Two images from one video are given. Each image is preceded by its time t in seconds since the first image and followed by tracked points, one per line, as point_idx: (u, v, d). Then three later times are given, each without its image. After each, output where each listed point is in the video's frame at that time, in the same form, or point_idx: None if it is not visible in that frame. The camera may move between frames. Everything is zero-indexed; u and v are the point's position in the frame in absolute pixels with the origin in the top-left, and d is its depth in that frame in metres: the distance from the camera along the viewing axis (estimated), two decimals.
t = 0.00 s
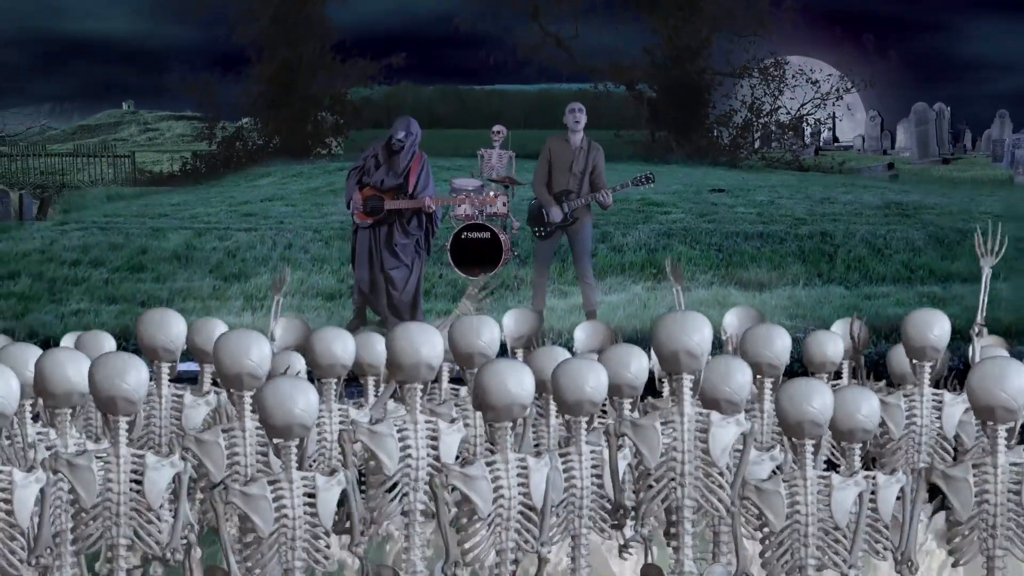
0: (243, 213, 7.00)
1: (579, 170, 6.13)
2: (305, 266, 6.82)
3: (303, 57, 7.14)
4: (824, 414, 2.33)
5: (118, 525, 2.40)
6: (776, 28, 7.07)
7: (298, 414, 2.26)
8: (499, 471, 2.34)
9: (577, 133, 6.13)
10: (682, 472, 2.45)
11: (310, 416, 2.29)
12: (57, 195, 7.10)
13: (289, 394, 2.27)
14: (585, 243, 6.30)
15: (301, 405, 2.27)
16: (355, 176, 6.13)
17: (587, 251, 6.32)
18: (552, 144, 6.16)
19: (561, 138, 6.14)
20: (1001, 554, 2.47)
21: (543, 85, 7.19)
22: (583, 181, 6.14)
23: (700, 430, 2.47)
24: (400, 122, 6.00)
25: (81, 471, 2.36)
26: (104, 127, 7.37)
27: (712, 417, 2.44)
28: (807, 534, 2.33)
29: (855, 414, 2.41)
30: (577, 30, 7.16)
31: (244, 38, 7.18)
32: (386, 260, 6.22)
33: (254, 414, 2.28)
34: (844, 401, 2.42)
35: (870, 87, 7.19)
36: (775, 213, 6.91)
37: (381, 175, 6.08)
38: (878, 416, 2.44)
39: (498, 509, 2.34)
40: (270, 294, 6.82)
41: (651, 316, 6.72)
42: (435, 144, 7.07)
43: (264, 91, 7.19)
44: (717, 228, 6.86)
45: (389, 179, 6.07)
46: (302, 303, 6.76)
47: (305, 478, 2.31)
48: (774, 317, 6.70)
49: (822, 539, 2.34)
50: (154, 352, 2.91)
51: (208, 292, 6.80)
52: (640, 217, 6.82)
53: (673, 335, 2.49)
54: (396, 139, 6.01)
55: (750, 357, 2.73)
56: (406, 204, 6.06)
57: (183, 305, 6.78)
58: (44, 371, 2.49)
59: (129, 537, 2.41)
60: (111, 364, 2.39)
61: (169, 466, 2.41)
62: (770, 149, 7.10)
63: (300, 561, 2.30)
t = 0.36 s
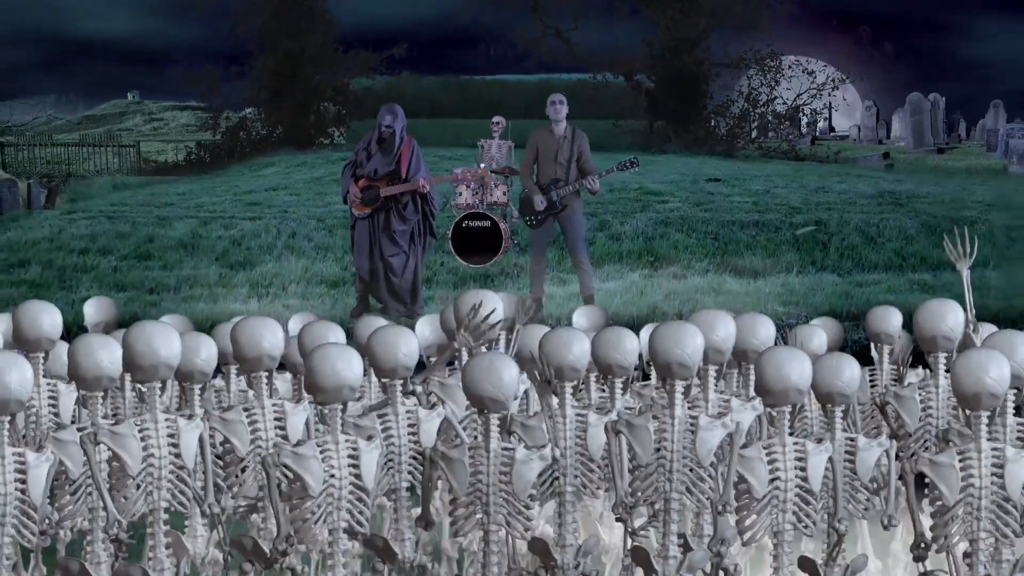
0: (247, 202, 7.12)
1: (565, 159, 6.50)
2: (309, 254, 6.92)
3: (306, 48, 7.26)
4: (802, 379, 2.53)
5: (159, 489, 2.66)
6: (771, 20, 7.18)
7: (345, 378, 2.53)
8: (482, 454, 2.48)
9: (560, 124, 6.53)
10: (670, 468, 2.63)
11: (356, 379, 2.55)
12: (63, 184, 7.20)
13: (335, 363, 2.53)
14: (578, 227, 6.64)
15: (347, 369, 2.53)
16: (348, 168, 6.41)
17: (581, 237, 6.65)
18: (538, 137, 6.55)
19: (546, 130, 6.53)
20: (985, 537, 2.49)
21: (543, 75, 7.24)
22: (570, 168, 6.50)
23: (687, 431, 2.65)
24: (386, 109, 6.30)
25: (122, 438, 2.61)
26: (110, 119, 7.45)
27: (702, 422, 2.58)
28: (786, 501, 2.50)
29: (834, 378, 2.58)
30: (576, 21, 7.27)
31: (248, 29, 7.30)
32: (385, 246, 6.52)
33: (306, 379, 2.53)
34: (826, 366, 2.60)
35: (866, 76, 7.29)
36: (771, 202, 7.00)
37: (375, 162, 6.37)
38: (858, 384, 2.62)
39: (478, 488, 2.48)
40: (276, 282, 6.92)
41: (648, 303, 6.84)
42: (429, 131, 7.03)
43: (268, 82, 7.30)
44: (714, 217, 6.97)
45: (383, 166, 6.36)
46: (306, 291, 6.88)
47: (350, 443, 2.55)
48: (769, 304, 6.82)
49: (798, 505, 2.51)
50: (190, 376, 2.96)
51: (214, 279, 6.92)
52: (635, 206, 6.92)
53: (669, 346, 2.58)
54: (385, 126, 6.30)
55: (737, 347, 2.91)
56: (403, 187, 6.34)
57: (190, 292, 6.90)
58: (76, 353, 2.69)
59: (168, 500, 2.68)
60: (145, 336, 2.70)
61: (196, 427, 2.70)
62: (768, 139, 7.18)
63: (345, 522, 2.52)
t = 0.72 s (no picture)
0: (252, 190, 7.23)
1: (570, 149, 6.62)
2: (313, 242, 7.04)
3: (310, 39, 7.39)
4: (809, 356, 2.54)
5: (186, 483, 2.44)
6: (768, 11, 7.30)
7: (342, 346, 2.51)
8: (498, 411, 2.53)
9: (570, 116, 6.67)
10: (654, 460, 2.52)
11: (355, 347, 2.53)
12: (70, 172, 7.35)
13: (334, 332, 2.52)
14: (580, 216, 6.70)
15: (345, 339, 2.52)
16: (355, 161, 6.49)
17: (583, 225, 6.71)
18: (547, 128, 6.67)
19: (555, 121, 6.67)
20: (962, 510, 2.55)
21: (543, 65, 7.36)
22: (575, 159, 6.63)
23: (667, 427, 2.52)
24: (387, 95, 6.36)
25: (149, 434, 2.43)
26: (115, 108, 7.56)
27: (678, 416, 2.51)
28: (791, 468, 2.51)
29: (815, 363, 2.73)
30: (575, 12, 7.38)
31: (253, 20, 7.42)
32: (392, 234, 6.57)
33: (308, 349, 2.53)
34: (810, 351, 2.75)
35: (862, 67, 7.40)
36: (767, 190, 7.13)
37: (381, 154, 6.44)
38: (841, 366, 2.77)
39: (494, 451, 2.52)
40: (281, 269, 7.05)
41: (645, 290, 6.95)
42: (433, 118, 7.17)
43: (271, 71, 7.40)
44: (711, 206, 7.10)
45: (389, 157, 6.45)
46: (310, 278, 6.98)
47: (350, 406, 2.51)
48: (764, 291, 6.96)
49: (804, 473, 2.52)
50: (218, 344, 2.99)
51: (220, 267, 7.04)
52: (633, 193, 7.06)
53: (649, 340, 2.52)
54: (386, 112, 6.40)
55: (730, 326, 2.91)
56: (409, 175, 6.40)
57: (197, 279, 7.03)
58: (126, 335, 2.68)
59: (196, 494, 2.45)
60: (169, 331, 2.47)
61: (230, 422, 2.48)
62: (765, 130, 7.25)
63: (342, 480, 2.49)
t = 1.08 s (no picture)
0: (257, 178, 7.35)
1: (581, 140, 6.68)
2: (316, 230, 7.16)
3: (312, 30, 7.49)
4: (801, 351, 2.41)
5: (197, 472, 2.36)
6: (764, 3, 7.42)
7: (336, 321, 2.47)
8: (482, 399, 2.47)
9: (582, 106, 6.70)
10: (638, 435, 2.51)
11: (347, 323, 2.49)
12: (76, 161, 7.48)
13: (331, 305, 2.48)
14: (583, 206, 6.84)
15: (343, 313, 2.48)
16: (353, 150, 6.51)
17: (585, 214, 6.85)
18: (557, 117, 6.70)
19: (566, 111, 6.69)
20: (924, 472, 2.52)
21: (544, 55, 7.42)
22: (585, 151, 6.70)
23: (652, 402, 2.52)
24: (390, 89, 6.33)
25: (163, 429, 2.34)
26: (120, 98, 7.62)
27: (662, 393, 2.51)
28: (785, 452, 2.44)
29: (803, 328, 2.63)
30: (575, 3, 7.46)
31: (256, 12, 7.51)
32: (392, 222, 6.63)
33: (304, 318, 2.49)
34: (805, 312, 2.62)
35: (857, 57, 7.50)
36: (763, 179, 7.25)
37: (379, 144, 6.44)
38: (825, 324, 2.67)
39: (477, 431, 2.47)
40: (286, 257, 7.17)
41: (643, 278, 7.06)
42: (436, 108, 7.27)
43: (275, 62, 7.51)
44: (708, 194, 7.21)
45: (388, 146, 6.43)
46: (314, 266, 7.12)
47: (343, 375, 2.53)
48: (759, 278, 7.08)
49: (800, 458, 2.45)
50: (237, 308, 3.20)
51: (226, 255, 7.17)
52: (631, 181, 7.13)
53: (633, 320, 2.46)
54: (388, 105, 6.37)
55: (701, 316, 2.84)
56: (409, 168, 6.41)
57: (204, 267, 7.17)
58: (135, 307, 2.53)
59: (207, 482, 2.36)
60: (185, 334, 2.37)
61: (237, 416, 2.40)
62: (761, 121, 7.35)
63: (337, 444, 2.52)
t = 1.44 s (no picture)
0: (259, 171, 7.42)
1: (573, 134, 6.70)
2: (318, 222, 7.23)
3: (314, 24, 7.56)
4: (789, 340, 2.51)
5: (191, 431, 2.59)
6: None
7: (358, 343, 2.50)
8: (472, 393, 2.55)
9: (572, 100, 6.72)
10: (642, 413, 2.63)
11: (369, 344, 2.52)
12: (80, 155, 7.54)
13: (349, 330, 2.50)
14: (579, 199, 6.89)
15: (360, 338, 2.51)
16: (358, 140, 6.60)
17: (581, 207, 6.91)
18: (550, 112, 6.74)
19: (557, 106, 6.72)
20: (913, 458, 2.59)
21: (544, 48, 7.50)
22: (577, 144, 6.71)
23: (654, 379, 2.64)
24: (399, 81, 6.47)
25: (161, 388, 2.57)
26: (124, 92, 7.70)
27: (663, 368, 2.64)
28: (769, 438, 2.52)
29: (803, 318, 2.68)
30: None
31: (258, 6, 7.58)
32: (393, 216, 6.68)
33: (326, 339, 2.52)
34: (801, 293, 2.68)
35: (854, 52, 7.57)
36: (760, 172, 7.33)
37: (384, 136, 6.54)
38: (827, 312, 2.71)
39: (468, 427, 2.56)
40: (289, 249, 7.23)
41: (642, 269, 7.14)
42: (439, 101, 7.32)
43: (277, 56, 7.58)
44: (706, 186, 7.28)
45: (392, 139, 6.53)
46: (316, 257, 7.19)
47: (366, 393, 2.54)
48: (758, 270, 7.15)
49: (785, 442, 2.52)
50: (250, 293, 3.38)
51: (229, 246, 7.23)
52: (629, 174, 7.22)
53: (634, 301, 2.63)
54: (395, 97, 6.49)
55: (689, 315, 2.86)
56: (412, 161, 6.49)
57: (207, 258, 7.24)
58: (141, 294, 2.73)
59: (198, 442, 2.59)
60: (185, 296, 2.58)
61: (228, 377, 2.64)
62: (757, 113, 7.45)
63: (360, 461, 2.52)
